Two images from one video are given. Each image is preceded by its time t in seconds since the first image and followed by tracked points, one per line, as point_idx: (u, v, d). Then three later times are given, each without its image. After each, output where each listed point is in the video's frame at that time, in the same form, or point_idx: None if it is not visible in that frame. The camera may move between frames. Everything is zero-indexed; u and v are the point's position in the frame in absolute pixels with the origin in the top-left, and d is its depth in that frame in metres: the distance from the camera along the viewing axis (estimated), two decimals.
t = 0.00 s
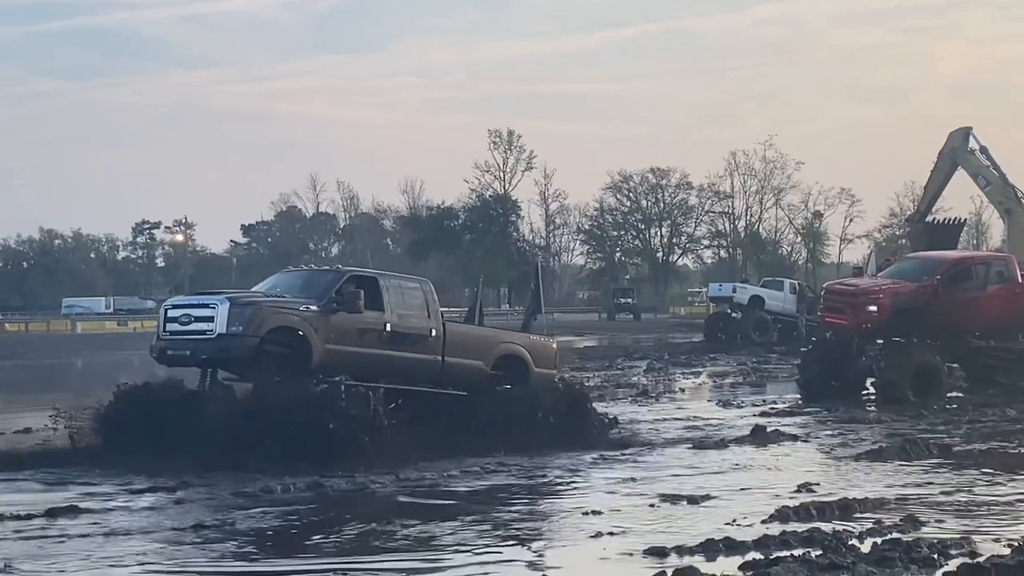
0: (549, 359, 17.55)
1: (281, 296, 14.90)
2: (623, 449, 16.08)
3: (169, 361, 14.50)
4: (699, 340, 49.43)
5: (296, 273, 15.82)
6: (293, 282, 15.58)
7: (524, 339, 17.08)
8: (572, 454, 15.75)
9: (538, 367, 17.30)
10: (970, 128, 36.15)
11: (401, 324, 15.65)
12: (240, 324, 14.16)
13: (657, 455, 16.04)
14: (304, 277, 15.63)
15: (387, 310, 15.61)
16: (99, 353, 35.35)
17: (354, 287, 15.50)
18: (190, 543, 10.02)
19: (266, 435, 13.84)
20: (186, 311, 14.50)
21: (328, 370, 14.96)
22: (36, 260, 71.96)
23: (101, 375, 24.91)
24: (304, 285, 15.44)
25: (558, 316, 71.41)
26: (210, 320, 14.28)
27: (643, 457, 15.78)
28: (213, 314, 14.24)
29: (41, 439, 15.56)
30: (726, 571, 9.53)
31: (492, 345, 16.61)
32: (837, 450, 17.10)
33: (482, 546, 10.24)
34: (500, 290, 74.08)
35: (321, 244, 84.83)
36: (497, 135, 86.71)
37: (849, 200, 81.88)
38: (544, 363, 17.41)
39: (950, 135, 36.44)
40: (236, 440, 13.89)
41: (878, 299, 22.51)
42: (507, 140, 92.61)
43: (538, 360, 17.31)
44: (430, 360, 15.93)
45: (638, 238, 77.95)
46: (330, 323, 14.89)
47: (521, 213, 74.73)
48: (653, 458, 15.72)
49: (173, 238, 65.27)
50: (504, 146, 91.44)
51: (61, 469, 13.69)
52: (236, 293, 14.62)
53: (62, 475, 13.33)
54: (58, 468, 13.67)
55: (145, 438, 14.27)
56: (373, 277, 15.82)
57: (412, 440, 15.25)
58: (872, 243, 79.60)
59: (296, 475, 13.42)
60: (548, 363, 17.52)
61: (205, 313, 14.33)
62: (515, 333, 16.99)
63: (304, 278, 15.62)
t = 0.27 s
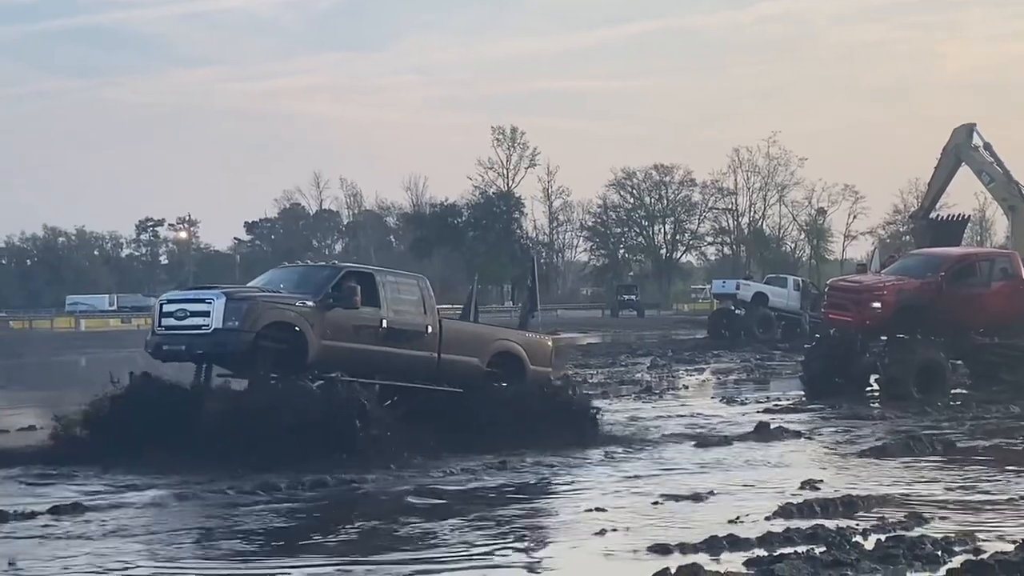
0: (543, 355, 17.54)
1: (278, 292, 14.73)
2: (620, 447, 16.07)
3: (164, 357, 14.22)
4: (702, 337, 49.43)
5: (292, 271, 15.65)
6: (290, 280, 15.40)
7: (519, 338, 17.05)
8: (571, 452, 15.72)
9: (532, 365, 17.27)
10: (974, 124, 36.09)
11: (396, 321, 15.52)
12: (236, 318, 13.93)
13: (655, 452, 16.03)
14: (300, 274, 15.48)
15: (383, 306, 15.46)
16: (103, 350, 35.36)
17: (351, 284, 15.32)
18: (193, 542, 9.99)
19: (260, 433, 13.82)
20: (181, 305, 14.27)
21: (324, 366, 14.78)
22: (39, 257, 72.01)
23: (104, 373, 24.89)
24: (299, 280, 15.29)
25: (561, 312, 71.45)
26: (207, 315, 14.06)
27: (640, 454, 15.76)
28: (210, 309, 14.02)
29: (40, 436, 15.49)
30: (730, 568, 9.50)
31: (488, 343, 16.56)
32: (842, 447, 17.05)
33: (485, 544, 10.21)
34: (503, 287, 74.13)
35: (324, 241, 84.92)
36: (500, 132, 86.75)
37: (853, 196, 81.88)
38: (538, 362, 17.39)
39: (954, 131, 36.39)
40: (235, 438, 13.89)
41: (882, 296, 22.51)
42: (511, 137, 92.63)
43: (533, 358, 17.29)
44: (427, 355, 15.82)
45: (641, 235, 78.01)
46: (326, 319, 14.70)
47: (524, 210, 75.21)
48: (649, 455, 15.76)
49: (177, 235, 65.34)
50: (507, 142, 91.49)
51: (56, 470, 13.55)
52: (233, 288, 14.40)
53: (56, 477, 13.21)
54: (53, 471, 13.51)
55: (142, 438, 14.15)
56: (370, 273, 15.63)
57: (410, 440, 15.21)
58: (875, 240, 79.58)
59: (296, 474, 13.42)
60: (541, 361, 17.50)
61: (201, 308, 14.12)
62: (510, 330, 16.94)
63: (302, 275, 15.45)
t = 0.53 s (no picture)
0: (537, 354, 17.57)
1: (273, 288, 14.67)
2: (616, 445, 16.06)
3: (159, 353, 14.06)
4: (706, 334, 49.38)
5: (287, 266, 15.59)
6: (284, 274, 15.33)
7: (514, 336, 17.09)
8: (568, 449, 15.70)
9: (526, 365, 17.31)
10: (978, 121, 36.04)
11: (392, 318, 15.51)
12: (231, 313, 13.87)
13: (651, 450, 16.03)
14: (294, 269, 15.42)
15: (378, 303, 15.44)
16: (108, 347, 35.42)
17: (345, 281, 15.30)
18: (194, 539, 9.98)
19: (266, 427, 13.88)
20: (175, 300, 14.18)
21: (318, 363, 14.76)
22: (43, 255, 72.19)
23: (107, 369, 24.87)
24: (293, 277, 15.23)
25: (565, 310, 71.44)
26: (201, 310, 13.99)
27: (637, 451, 15.75)
28: (205, 303, 13.96)
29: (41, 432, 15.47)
30: (733, 565, 9.48)
31: (483, 341, 16.60)
32: (846, 444, 17.03)
33: (486, 541, 10.21)
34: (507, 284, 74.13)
35: (328, 239, 84.94)
36: (503, 130, 86.84)
37: (856, 193, 81.83)
38: (533, 360, 17.42)
39: (957, 127, 36.34)
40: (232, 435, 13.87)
41: (885, 293, 22.51)
42: (514, 135, 92.66)
43: (527, 357, 17.33)
44: (422, 354, 15.82)
45: (645, 232, 78.02)
46: (321, 315, 14.67)
47: (528, 207, 75.31)
48: (645, 452, 15.77)
49: (181, 233, 65.43)
50: (511, 140, 91.51)
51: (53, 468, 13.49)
52: (226, 283, 14.34)
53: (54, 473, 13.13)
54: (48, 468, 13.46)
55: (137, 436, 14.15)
56: (365, 270, 15.61)
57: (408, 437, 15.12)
58: (879, 237, 79.50)
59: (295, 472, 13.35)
60: (536, 360, 17.54)
61: (196, 302, 14.04)
62: (504, 329, 16.97)
63: (298, 270, 15.38)
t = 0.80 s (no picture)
0: (532, 354, 17.51)
1: (268, 283, 14.56)
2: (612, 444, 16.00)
3: (153, 348, 14.02)
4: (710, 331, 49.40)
5: (284, 263, 15.53)
6: (278, 272, 15.26)
7: (509, 336, 17.04)
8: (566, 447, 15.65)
9: (522, 364, 17.27)
10: (983, 119, 36.02)
11: (387, 316, 15.43)
12: (225, 308, 13.73)
13: (650, 448, 15.98)
14: (289, 266, 15.36)
15: (374, 300, 15.35)
16: (112, 345, 35.48)
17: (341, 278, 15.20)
18: (196, 539, 9.98)
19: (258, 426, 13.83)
20: (169, 295, 14.07)
21: (314, 359, 14.66)
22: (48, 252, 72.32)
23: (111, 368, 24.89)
24: (288, 274, 15.15)
25: (569, 307, 71.47)
26: (195, 305, 13.85)
27: (634, 450, 15.68)
28: (199, 298, 13.81)
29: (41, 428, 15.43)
30: (737, 563, 9.48)
31: (479, 340, 16.55)
32: (850, 442, 17.03)
33: (488, 540, 10.21)
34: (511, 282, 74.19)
35: (332, 237, 84.97)
36: (508, 127, 86.93)
37: (861, 191, 81.82)
38: (528, 360, 17.36)
39: (962, 125, 36.31)
40: (228, 432, 13.73)
41: (890, 290, 22.50)
42: (518, 132, 92.69)
43: (523, 356, 17.28)
44: (417, 352, 15.76)
45: (649, 230, 78.02)
46: (317, 311, 14.57)
47: (532, 205, 75.15)
48: (644, 450, 15.73)
49: (186, 231, 65.51)
50: (515, 138, 91.54)
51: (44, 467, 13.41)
52: (221, 278, 14.21)
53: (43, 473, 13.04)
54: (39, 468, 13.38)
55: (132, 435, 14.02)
56: (359, 267, 15.52)
57: (406, 434, 15.02)
58: (884, 234, 79.50)
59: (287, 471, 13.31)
60: (531, 360, 17.47)
61: (190, 298, 13.91)
62: (499, 328, 16.91)
63: (294, 268, 15.30)
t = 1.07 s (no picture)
0: (526, 353, 17.42)
1: (264, 280, 14.39)
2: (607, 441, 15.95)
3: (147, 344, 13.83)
4: (715, 330, 49.41)
5: (280, 261, 15.40)
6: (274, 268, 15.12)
7: (503, 335, 16.96)
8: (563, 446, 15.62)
9: (516, 364, 17.17)
10: (988, 116, 36.00)
11: (383, 314, 15.31)
12: (220, 304, 13.54)
13: (649, 446, 15.97)
14: (285, 264, 15.22)
15: (370, 298, 15.24)
16: (117, 344, 35.49)
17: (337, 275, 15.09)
18: (199, 538, 9.98)
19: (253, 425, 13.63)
20: (164, 290, 13.90)
21: (311, 356, 14.49)
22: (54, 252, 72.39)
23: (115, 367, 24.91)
24: (283, 271, 15.02)
25: (574, 306, 71.47)
26: (191, 301, 13.67)
27: (632, 450, 15.59)
28: (194, 294, 13.63)
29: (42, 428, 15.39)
30: (742, 562, 9.48)
31: (473, 339, 16.47)
32: (855, 441, 16.99)
33: (490, 539, 10.22)
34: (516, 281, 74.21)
35: (337, 236, 84.95)
36: (512, 126, 86.97)
37: (866, 189, 81.84)
38: (522, 360, 17.28)
39: (967, 123, 36.29)
40: (224, 437, 13.70)
41: (896, 288, 22.47)
42: (523, 131, 92.72)
43: (517, 356, 17.19)
44: (413, 351, 15.65)
45: (654, 228, 77.99)
46: (312, 308, 14.42)
47: (537, 203, 74.94)
48: (643, 449, 15.68)
49: (192, 231, 65.55)
50: (520, 136, 91.56)
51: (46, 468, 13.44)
52: (217, 274, 14.03)
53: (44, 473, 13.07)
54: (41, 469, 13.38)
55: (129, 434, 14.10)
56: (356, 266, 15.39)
57: (403, 434, 14.92)
58: (889, 233, 79.49)
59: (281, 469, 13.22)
60: (525, 359, 17.38)
61: (185, 293, 13.73)
62: (494, 328, 16.82)
63: (291, 266, 15.16)
